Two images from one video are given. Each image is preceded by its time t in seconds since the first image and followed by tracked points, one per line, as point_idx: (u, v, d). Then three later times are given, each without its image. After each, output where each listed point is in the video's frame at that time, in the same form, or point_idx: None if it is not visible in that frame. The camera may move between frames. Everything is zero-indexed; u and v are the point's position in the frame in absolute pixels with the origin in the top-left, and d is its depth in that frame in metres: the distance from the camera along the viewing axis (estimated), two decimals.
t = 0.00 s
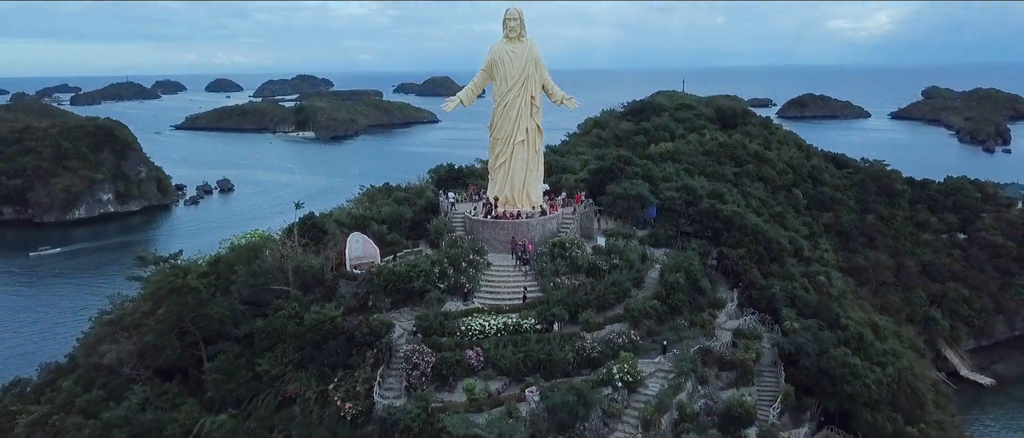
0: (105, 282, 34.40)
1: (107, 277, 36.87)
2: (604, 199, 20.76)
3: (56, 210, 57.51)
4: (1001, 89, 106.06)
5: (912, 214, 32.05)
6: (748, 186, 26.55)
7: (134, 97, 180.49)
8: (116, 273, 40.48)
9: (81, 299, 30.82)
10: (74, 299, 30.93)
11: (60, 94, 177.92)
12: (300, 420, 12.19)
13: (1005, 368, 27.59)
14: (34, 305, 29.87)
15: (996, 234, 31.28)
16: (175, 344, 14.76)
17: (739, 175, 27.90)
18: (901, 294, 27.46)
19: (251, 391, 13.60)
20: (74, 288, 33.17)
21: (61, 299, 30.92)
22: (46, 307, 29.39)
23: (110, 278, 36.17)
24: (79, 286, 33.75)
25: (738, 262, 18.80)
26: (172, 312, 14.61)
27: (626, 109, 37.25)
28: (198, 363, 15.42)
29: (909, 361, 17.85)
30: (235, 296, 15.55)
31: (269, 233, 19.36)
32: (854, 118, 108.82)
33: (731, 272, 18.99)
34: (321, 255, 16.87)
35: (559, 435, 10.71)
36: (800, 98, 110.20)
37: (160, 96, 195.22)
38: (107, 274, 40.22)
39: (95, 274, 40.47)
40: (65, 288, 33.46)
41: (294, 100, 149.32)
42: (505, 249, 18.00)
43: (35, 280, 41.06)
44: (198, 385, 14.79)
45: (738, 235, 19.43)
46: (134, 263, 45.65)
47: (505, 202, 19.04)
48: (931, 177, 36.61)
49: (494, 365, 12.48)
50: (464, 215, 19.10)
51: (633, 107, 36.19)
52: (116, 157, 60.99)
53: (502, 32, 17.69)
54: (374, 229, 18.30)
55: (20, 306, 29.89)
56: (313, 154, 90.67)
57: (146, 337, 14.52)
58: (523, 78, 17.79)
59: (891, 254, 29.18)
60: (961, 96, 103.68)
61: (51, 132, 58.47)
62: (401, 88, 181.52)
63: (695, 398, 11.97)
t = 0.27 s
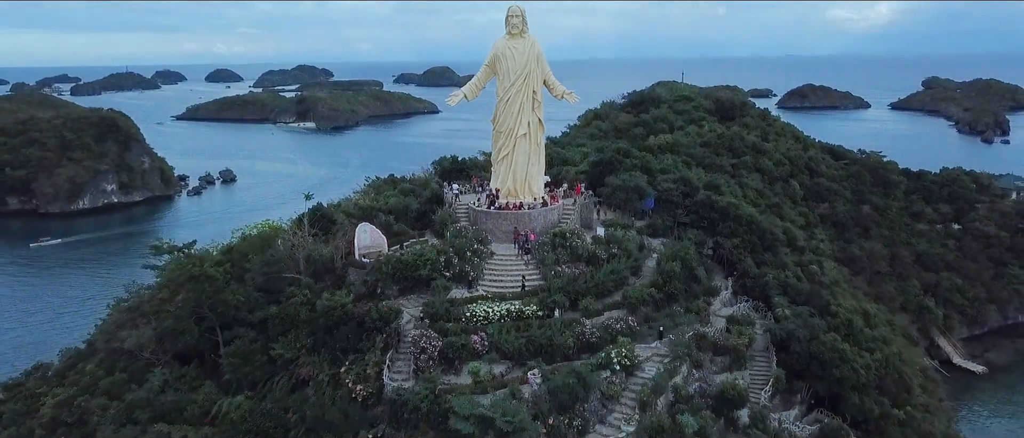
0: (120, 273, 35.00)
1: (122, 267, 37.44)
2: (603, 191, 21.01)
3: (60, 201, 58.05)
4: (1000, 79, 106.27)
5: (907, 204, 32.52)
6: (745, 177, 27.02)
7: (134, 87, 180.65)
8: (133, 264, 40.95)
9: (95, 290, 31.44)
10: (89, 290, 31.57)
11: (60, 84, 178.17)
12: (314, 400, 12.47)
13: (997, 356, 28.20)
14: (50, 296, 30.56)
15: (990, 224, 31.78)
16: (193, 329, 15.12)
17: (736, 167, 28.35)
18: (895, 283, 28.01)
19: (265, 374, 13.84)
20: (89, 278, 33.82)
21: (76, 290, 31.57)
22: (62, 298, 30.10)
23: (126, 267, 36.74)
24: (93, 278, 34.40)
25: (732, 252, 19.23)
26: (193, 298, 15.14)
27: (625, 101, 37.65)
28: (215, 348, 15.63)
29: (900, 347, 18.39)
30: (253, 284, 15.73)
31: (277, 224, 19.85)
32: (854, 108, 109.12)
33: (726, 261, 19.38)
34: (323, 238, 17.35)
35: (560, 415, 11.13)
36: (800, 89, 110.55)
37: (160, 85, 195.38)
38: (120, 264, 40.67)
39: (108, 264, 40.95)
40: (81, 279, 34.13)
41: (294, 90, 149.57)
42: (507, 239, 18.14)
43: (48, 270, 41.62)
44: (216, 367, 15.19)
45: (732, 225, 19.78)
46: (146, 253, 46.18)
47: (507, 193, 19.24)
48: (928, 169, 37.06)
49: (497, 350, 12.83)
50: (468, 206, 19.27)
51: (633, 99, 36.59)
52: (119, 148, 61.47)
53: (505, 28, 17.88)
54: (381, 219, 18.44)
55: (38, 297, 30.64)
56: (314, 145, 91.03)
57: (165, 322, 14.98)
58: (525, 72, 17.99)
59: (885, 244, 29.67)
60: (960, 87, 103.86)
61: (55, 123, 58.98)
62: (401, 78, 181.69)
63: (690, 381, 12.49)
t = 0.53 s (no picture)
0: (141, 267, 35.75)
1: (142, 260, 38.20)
2: (603, 183, 21.32)
3: (64, 191, 58.50)
4: (1000, 70, 106.38)
5: (903, 195, 32.96)
6: (743, 169, 27.48)
7: (134, 76, 180.74)
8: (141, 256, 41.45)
9: (115, 283, 32.26)
10: (108, 283, 32.42)
11: (60, 74, 178.28)
12: (326, 382, 12.71)
13: (989, 345, 28.81)
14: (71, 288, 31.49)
15: (985, 215, 32.24)
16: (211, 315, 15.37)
17: (734, 158, 28.79)
18: (890, 273, 28.50)
19: (279, 358, 13.96)
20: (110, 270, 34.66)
21: (97, 283, 32.39)
22: (83, 290, 30.95)
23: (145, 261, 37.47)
24: (113, 269, 35.25)
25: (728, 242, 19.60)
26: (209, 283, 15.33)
27: (626, 93, 38.02)
28: (232, 333, 15.89)
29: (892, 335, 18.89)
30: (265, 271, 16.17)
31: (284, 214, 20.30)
32: (854, 99, 109.33)
33: (721, 251, 19.74)
34: (326, 227, 17.65)
35: (561, 397, 11.64)
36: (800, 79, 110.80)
37: (160, 75, 195.45)
38: (128, 255, 41.17)
39: (117, 255, 41.48)
40: (100, 271, 34.98)
41: (295, 80, 149.75)
42: (510, 228, 18.38)
43: (56, 260, 42.10)
44: (231, 351, 15.49)
45: (728, 216, 20.13)
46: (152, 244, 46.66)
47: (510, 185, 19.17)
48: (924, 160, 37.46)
49: (502, 334, 13.25)
50: (473, 196, 19.46)
51: (633, 91, 36.97)
52: (123, 138, 61.89)
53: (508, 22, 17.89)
54: (388, 209, 18.62)
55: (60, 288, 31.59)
56: (316, 135, 91.36)
57: (183, 304, 15.21)
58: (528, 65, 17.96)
59: (881, 234, 30.16)
60: (961, 77, 103.95)
61: (59, 114, 59.42)
62: (401, 68, 181.83)
63: (685, 365, 12.99)
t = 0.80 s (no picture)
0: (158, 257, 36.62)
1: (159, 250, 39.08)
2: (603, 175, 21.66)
3: (69, 182, 58.95)
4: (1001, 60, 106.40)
5: (899, 186, 33.40)
6: (741, 160, 27.93)
7: (134, 67, 180.77)
8: (147, 247, 41.98)
9: (133, 274, 33.14)
10: (127, 275, 33.34)
11: (60, 64, 178.40)
12: (338, 365, 12.83)
13: (982, 334, 29.39)
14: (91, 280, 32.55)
15: (979, 205, 32.73)
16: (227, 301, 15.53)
17: (732, 150, 29.22)
18: (886, 262, 29.01)
19: (292, 343, 14.31)
20: (128, 260, 35.63)
21: (116, 273, 33.36)
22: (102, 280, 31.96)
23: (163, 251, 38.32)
24: (130, 261, 36.16)
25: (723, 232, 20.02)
26: (226, 271, 15.56)
27: (626, 85, 38.40)
28: (246, 320, 16.09)
29: (884, 322, 19.41)
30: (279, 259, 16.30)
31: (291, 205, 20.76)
32: (854, 89, 109.43)
33: (717, 240, 20.14)
34: (332, 214, 18.08)
35: (562, 380, 12.10)
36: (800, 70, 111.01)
37: (160, 66, 195.44)
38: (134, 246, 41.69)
39: (123, 246, 42.03)
40: (118, 264, 35.96)
41: (295, 71, 149.90)
42: (513, 220, 18.68)
43: (63, 252, 42.63)
44: (247, 338, 15.64)
45: (723, 206, 20.49)
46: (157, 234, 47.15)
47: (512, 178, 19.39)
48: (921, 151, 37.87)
49: (505, 321, 13.64)
50: (477, 188, 19.65)
51: (633, 83, 37.35)
52: (126, 129, 62.28)
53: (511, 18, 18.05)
54: (394, 200, 18.84)
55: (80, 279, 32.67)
56: (317, 126, 91.67)
57: (204, 293, 15.59)
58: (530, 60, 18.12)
59: (876, 225, 30.64)
60: (961, 68, 103.96)
61: (63, 105, 59.82)
62: (402, 58, 181.86)
63: (682, 350, 13.53)
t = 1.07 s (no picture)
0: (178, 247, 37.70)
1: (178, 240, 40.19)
2: (603, 167, 21.98)
3: (74, 172, 59.43)
4: (1001, 50, 106.38)
5: (895, 176, 33.88)
6: (738, 152, 28.42)
7: (134, 57, 180.75)
8: (152, 240, 42.52)
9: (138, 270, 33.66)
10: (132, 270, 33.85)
11: (61, 55, 178.29)
12: (349, 349, 13.35)
13: (975, 322, 29.95)
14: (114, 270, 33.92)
15: (974, 196, 33.21)
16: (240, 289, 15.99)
17: (730, 141, 29.69)
18: (881, 252, 29.51)
19: (303, 328, 14.77)
20: (148, 249, 36.84)
21: (136, 264, 34.66)
22: (121, 270, 33.22)
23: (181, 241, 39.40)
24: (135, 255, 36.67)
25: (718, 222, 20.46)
26: (240, 261, 15.93)
27: (626, 76, 38.80)
28: (259, 307, 16.50)
29: (876, 310, 19.92)
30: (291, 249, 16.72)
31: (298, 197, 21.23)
32: (853, 80, 109.58)
33: (713, 231, 20.55)
34: (338, 203, 18.54)
35: (562, 364, 12.64)
36: (800, 60, 111.38)
37: (159, 56, 195.35)
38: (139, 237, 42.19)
39: (129, 238, 42.55)
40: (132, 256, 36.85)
41: (296, 61, 150.02)
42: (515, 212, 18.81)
43: (69, 243, 43.13)
44: (262, 323, 16.01)
45: (719, 196, 20.89)
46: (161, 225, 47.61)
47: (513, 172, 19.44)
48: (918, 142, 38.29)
49: (509, 307, 14.12)
50: (480, 180, 19.83)
51: (633, 75, 37.77)
52: (129, 119, 62.72)
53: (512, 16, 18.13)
54: (399, 191, 19.28)
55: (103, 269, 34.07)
56: (318, 117, 92.05)
57: (215, 281, 15.94)
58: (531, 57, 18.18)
59: (872, 215, 31.12)
60: (961, 59, 103.96)
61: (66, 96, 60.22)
62: (402, 49, 181.86)
63: (678, 335, 14.09)
